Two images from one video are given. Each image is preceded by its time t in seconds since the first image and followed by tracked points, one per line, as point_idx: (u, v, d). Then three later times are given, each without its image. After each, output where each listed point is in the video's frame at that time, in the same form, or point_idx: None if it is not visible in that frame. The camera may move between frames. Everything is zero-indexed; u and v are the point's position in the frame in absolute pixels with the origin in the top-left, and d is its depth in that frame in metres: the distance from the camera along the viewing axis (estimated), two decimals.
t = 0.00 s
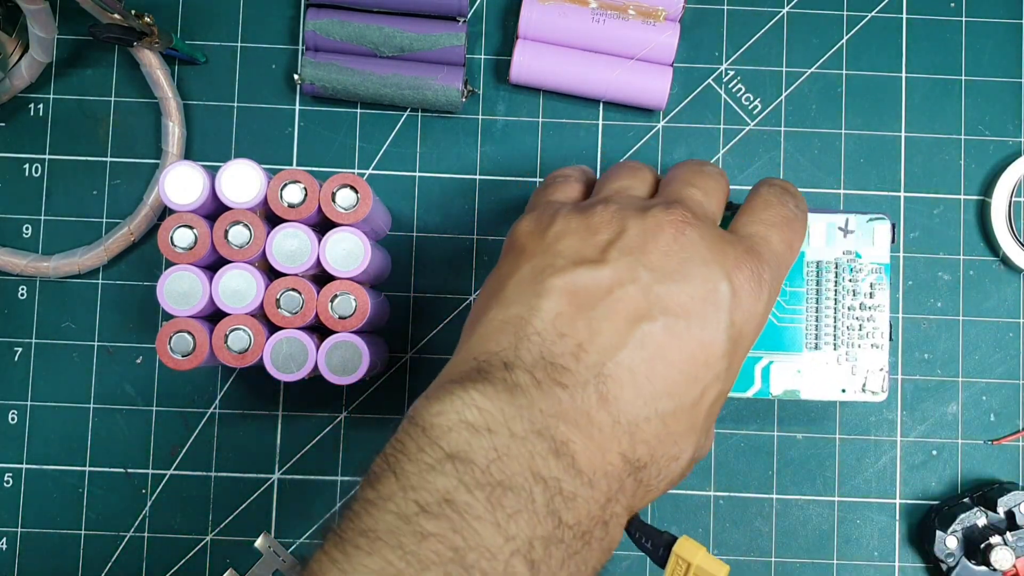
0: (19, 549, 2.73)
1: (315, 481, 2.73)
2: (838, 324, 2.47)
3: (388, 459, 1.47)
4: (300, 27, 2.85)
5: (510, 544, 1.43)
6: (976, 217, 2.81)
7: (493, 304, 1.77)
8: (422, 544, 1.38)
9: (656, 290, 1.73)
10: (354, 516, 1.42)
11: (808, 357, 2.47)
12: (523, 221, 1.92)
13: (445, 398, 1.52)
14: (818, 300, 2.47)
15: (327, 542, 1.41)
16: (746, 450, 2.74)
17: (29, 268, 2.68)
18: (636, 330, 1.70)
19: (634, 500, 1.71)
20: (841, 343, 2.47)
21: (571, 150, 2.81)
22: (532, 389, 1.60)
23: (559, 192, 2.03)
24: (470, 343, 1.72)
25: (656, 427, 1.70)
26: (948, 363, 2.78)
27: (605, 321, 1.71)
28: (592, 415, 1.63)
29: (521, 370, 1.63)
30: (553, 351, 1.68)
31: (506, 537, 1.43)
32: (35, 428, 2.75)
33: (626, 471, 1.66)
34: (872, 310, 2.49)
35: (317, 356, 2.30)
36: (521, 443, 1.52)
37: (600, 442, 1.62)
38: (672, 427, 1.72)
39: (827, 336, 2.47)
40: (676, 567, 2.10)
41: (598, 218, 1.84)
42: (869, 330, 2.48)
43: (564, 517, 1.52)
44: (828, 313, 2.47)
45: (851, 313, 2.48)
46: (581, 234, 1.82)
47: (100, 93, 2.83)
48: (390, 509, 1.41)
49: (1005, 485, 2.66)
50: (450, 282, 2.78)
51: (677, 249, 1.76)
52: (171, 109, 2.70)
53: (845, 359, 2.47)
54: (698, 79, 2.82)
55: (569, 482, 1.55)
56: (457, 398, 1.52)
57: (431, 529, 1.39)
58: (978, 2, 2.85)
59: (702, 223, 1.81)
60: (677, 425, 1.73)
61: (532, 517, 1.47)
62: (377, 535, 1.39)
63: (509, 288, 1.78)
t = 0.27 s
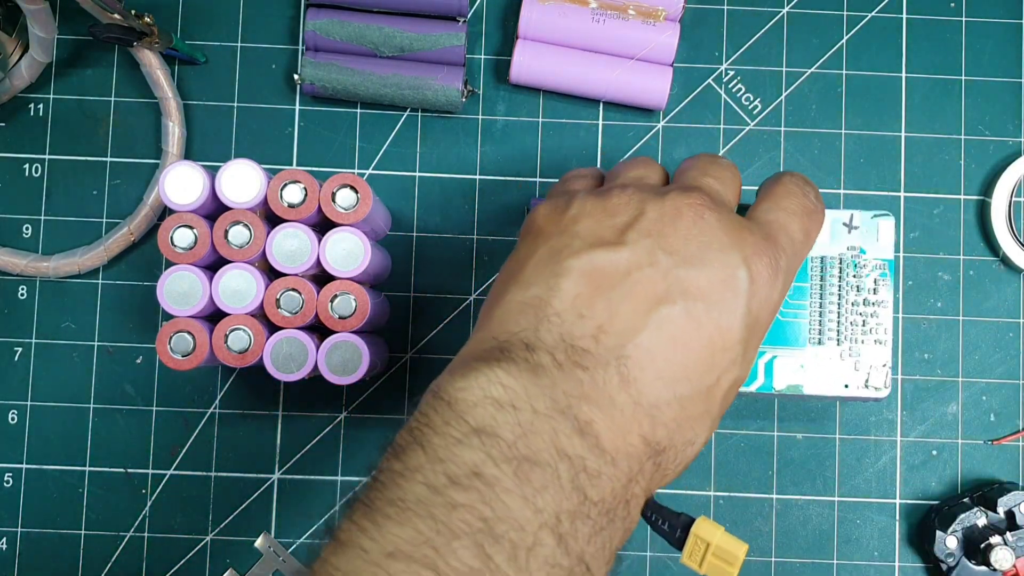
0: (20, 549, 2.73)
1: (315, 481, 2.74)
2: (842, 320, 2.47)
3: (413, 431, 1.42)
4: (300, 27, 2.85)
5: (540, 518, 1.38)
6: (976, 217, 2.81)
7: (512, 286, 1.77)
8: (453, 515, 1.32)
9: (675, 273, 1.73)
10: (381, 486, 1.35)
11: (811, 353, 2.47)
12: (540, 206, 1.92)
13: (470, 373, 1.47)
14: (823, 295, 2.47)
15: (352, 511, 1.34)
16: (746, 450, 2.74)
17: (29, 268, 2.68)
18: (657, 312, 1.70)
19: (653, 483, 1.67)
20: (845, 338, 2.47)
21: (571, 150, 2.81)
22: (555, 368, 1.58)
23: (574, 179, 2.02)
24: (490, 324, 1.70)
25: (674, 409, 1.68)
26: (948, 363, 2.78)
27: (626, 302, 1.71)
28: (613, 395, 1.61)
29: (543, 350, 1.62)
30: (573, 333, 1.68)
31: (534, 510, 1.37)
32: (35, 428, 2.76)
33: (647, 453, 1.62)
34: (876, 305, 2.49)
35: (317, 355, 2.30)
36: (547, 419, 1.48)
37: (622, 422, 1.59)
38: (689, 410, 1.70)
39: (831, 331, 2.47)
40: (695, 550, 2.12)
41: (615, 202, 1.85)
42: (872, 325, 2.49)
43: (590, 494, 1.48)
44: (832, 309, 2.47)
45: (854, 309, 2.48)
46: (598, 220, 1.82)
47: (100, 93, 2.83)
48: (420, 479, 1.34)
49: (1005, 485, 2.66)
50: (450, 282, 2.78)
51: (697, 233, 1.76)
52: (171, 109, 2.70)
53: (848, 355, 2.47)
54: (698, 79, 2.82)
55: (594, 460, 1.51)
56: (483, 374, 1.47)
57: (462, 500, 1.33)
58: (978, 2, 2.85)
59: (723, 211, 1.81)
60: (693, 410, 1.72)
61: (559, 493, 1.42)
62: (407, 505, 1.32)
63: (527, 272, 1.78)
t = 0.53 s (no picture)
0: (20, 549, 2.73)
1: (315, 481, 2.73)
2: (842, 321, 2.47)
3: (431, 422, 1.37)
4: (300, 27, 2.85)
5: (565, 513, 1.33)
6: (976, 217, 2.81)
7: (522, 280, 1.75)
8: (479, 507, 1.27)
9: (689, 265, 1.73)
10: (403, 477, 1.29)
11: (810, 353, 2.47)
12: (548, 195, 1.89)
13: (490, 365, 1.44)
14: (823, 296, 2.47)
15: (371, 502, 1.28)
16: (746, 450, 2.74)
17: (30, 267, 2.68)
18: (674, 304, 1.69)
19: (667, 480, 1.63)
20: (845, 339, 2.47)
21: (570, 150, 2.81)
22: (572, 361, 1.54)
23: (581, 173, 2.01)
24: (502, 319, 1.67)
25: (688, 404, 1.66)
26: (948, 363, 2.78)
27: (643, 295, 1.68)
28: (632, 389, 1.57)
29: (559, 343, 1.58)
30: (588, 327, 1.65)
31: (560, 503, 1.33)
32: (35, 428, 2.76)
33: (663, 448, 1.59)
34: (876, 306, 2.49)
35: (317, 355, 2.30)
36: (568, 412, 1.44)
37: (640, 417, 1.55)
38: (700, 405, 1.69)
39: (830, 332, 2.46)
40: (694, 549, 2.13)
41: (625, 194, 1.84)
42: (872, 327, 2.49)
43: (612, 489, 1.44)
44: (832, 310, 2.47)
45: (854, 310, 2.48)
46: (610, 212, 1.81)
47: (100, 93, 2.83)
48: (443, 470, 1.29)
49: (1005, 485, 2.66)
50: (450, 282, 2.78)
51: (708, 224, 1.76)
52: (171, 109, 2.70)
53: (847, 356, 2.47)
54: (698, 79, 2.82)
55: (615, 454, 1.47)
56: (501, 366, 1.44)
57: (488, 493, 1.28)
58: (978, 3, 2.85)
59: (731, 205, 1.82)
60: (706, 404, 1.71)
61: (583, 487, 1.38)
62: (431, 496, 1.26)
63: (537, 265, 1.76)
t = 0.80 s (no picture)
0: (19, 549, 2.72)
1: (315, 481, 2.73)
2: (842, 321, 2.47)
3: (430, 413, 1.36)
4: (300, 27, 2.85)
5: (561, 509, 1.31)
6: (976, 217, 2.81)
7: (528, 273, 1.74)
8: (474, 499, 1.26)
9: (696, 263, 1.73)
10: (399, 466, 1.29)
11: (810, 353, 2.47)
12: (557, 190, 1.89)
13: (492, 358, 1.43)
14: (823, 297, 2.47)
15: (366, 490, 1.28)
16: (746, 450, 2.74)
17: (30, 267, 2.68)
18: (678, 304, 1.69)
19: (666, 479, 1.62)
20: (844, 339, 2.47)
21: (570, 150, 2.81)
22: (577, 356, 1.53)
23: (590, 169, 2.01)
24: (507, 311, 1.66)
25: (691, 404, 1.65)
26: (948, 363, 2.78)
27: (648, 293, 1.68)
28: (635, 387, 1.56)
29: (564, 338, 1.57)
30: (594, 323, 1.64)
31: (555, 500, 1.31)
32: (35, 428, 2.75)
33: (664, 447, 1.58)
34: (876, 307, 2.49)
35: (317, 355, 2.30)
36: (570, 408, 1.43)
37: (643, 416, 1.54)
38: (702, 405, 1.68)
39: (830, 332, 2.46)
40: (695, 549, 2.11)
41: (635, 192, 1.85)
42: (872, 327, 2.49)
43: (610, 487, 1.42)
44: (832, 310, 2.47)
45: (854, 310, 2.48)
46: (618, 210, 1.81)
47: (100, 93, 2.83)
48: (439, 461, 1.29)
49: (1005, 485, 2.66)
50: (449, 282, 2.78)
51: (716, 224, 1.76)
52: (171, 109, 2.70)
53: (847, 356, 2.47)
54: (698, 79, 2.82)
55: (614, 453, 1.46)
56: (505, 359, 1.44)
57: (483, 485, 1.27)
58: (978, 3, 2.85)
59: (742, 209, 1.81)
60: (708, 403, 1.70)
61: (581, 484, 1.36)
62: (426, 487, 1.26)
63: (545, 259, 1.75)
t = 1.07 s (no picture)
0: (19, 549, 2.73)
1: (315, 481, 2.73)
2: (841, 324, 2.47)
3: (404, 392, 1.40)
4: (299, 27, 2.85)
5: (521, 495, 1.33)
6: (976, 217, 2.81)
7: (520, 254, 1.74)
8: (430, 481, 1.29)
9: (688, 258, 1.72)
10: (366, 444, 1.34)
11: (809, 356, 2.47)
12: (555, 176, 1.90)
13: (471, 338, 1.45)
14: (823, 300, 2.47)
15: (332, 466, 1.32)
16: (746, 450, 2.74)
17: (30, 267, 2.68)
18: (669, 294, 1.68)
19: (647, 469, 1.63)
20: (844, 343, 2.47)
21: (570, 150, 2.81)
22: (561, 339, 1.53)
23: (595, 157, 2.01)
24: (495, 293, 1.66)
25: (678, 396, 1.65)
26: (948, 363, 2.78)
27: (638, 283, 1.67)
28: (618, 373, 1.57)
29: (550, 320, 1.57)
30: (583, 307, 1.63)
31: (517, 486, 1.33)
32: (35, 428, 2.75)
33: (646, 437, 1.58)
34: (877, 312, 2.49)
35: (317, 356, 2.30)
36: (546, 394, 1.44)
37: (625, 406, 1.54)
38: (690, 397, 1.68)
39: (829, 335, 2.47)
40: (682, 553, 2.10)
41: (632, 183, 1.84)
42: (872, 332, 2.49)
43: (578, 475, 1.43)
44: (832, 314, 2.47)
45: (854, 314, 2.48)
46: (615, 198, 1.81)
47: (100, 93, 2.83)
48: (403, 442, 1.33)
49: (1005, 485, 2.66)
50: (449, 282, 2.78)
51: (711, 221, 1.76)
52: (171, 109, 2.70)
53: (845, 360, 2.47)
54: (698, 79, 2.82)
55: (589, 441, 1.46)
56: (484, 340, 1.45)
57: (442, 468, 1.30)
58: (978, 2, 2.85)
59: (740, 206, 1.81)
60: (694, 396, 1.69)
61: (547, 470, 1.38)
62: (388, 468, 1.30)
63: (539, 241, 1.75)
